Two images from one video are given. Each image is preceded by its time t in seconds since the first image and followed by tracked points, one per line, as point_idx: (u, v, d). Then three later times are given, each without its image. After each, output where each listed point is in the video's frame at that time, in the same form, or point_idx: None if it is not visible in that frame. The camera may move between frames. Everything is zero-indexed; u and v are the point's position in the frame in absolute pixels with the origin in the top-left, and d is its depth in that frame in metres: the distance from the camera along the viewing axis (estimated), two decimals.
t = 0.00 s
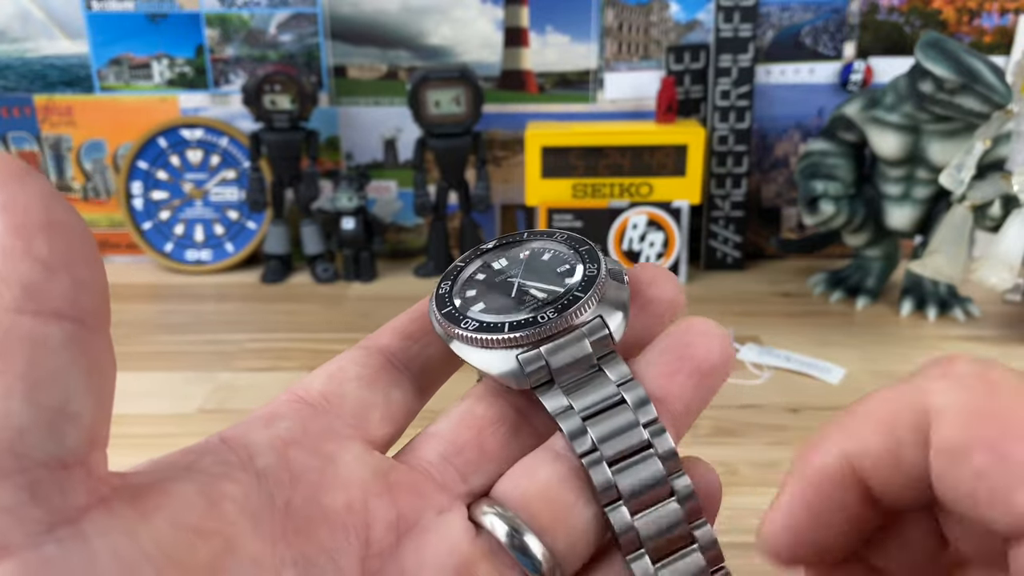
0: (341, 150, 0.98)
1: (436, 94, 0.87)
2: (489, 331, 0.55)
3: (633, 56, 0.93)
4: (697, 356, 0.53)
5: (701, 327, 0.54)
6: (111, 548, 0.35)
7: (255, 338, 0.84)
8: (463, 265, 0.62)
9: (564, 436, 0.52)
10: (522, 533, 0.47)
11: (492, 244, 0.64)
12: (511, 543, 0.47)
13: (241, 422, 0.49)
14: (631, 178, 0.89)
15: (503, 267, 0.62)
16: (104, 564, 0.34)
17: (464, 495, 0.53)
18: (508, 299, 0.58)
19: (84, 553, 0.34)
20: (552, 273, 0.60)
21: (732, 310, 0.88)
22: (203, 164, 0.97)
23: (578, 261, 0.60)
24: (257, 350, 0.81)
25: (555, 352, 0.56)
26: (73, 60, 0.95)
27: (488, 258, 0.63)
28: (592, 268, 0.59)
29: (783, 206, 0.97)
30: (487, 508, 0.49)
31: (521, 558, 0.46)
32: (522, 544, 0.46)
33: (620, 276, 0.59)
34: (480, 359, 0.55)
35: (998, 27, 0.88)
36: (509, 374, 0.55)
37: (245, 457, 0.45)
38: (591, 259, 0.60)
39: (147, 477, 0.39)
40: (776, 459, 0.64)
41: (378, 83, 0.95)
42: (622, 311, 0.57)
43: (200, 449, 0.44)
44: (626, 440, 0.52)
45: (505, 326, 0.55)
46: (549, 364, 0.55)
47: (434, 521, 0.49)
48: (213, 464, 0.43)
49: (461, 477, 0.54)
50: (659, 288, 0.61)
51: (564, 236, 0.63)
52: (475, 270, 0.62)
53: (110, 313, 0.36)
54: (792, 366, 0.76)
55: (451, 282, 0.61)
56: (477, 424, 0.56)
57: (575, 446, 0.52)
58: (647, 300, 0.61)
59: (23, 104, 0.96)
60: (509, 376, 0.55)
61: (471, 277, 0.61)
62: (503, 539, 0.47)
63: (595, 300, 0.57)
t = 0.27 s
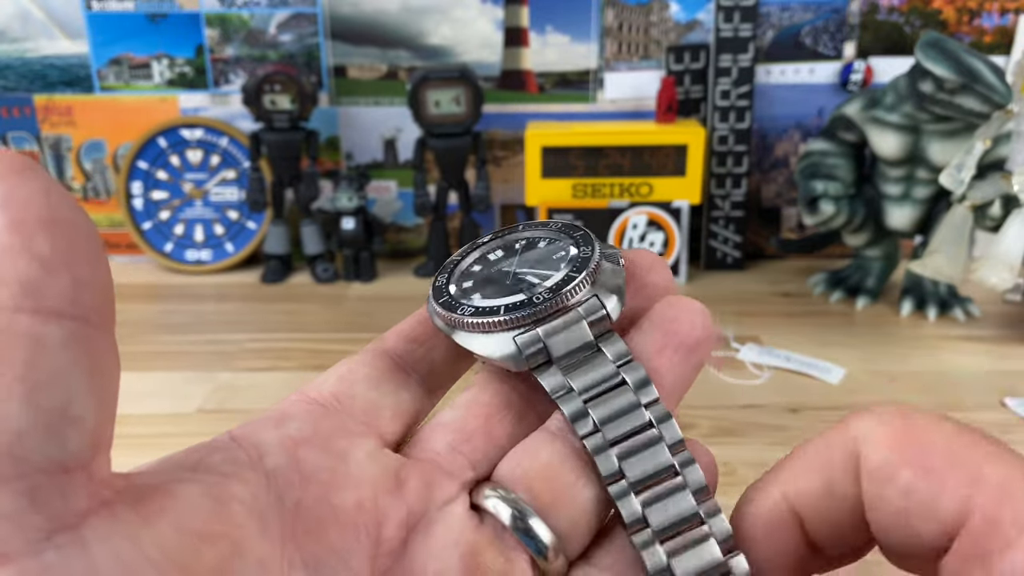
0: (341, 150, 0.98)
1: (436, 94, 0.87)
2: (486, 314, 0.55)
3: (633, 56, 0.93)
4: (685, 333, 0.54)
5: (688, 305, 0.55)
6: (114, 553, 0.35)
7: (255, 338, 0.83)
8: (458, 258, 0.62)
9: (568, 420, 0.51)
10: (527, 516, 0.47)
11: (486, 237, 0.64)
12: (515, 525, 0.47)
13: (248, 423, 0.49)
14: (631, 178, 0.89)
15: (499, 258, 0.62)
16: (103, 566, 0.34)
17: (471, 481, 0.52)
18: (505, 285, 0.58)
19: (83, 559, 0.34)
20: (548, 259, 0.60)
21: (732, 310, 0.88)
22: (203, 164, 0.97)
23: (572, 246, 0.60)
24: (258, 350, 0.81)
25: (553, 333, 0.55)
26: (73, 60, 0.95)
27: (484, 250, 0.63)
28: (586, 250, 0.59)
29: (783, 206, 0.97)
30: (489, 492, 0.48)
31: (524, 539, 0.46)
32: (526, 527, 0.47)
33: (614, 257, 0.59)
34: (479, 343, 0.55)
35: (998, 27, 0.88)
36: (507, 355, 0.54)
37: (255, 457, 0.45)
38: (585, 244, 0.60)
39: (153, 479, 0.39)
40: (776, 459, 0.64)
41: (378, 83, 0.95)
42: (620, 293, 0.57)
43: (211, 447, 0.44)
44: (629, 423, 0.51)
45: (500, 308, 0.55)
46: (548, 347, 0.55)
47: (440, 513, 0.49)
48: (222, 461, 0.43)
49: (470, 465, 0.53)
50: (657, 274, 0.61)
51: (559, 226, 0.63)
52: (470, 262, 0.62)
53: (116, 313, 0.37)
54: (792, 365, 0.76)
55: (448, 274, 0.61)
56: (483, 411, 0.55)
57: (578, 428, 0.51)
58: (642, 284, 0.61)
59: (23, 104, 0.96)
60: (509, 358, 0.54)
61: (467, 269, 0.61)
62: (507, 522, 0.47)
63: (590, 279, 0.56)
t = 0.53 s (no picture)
0: (340, 150, 0.98)
1: (436, 94, 0.87)
2: (514, 348, 0.56)
3: (633, 56, 0.93)
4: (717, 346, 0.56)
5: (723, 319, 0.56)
6: (116, 553, 0.35)
7: (255, 338, 0.83)
8: (461, 282, 0.63)
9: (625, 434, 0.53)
10: (539, 534, 0.48)
11: (483, 254, 0.64)
12: (527, 543, 0.48)
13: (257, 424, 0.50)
14: (631, 178, 0.89)
15: (502, 273, 0.62)
16: (104, 565, 0.35)
17: (484, 495, 0.53)
18: (521, 306, 0.59)
19: (85, 556, 0.34)
20: (554, 266, 0.60)
21: (732, 310, 0.88)
22: (203, 164, 0.97)
23: (576, 248, 0.60)
24: (258, 350, 0.81)
25: (587, 353, 0.56)
26: (73, 60, 0.95)
27: (484, 268, 0.63)
28: (592, 253, 0.59)
29: (783, 206, 0.97)
30: (505, 508, 0.50)
31: (536, 558, 0.47)
32: (538, 545, 0.48)
33: (623, 249, 0.60)
34: (513, 375, 0.56)
35: (998, 27, 0.88)
36: (546, 386, 0.55)
37: (259, 459, 0.46)
38: (587, 243, 0.60)
39: (157, 481, 0.40)
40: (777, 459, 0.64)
41: (378, 82, 0.95)
42: (637, 289, 0.58)
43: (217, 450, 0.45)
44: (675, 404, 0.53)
45: (527, 337, 0.56)
46: (586, 368, 0.55)
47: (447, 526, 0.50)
48: (227, 464, 0.44)
49: (482, 475, 0.54)
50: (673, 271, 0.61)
51: (553, 224, 0.63)
52: (475, 283, 0.63)
53: (121, 317, 0.37)
54: (792, 365, 0.76)
55: (456, 305, 0.62)
56: (497, 420, 0.56)
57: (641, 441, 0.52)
58: (662, 285, 0.60)
59: (22, 104, 0.96)
60: (547, 387, 0.55)
61: (473, 293, 0.62)
62: (519, 540, 0.48)
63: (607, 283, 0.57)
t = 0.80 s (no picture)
0: (340, 150, 0.98)
1: (436, 93, 0.87)
2: (500, 336, 0.55)
3: (633, 56, 0.93)
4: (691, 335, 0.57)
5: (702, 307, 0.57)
6: (84, 535, 0.35)
7: (255, 338, 0.83)
8: (448, 277, 0.63)
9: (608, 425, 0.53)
10: (519, 523, 0.48)
11: (470, 250, 0.64)
12: (507, 533, 0.48)
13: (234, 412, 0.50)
14: (631, 178, 0.89)
15: (489, 269, 0.63)
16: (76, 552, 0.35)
17: (462, 485, 0.53)
18: (508, 300, 0.59)
19: (52, 540, 0.34)
20: (544, 264, 0.61)
21: (733, 310, 0.88)
22: (202, 164, 0.97)
23: (565, 248, 0.61)
24: (258, 350, 0.81)
25: (573, 344, 0.56)
26: (72, 60, 0.94)
27: (471, 264, 0.64)
28: (580, 253, 0.60)
29: (783, 206, 0.96)
30: (487, 499, 0.50)
31: (517, 548, 0.48)
32: (518, 536, 0.48)
33: (609, 250, 0.61)
34: (499, 367, 0.56)
35: (999, 27, 0.88)
36: (530, 377, 0.55)
37: (232, 447, 0.45)
38: (578, 244, 0.61)
39: (126, 468, 0.40)
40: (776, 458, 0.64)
41: (378, 82, 0.95)
42: (621, 296, 0.58)
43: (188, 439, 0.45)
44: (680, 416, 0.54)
45: (515, 327, 0.56)
46: (574, 361, 0.56)
47: (425, 513, 0.49)
48: (199, 453, 0.43)
49: (461, 466, 0.54)
50: (659, 270, 0.62)
51: (543, 226, 0.64)
52: (461, 279, 0.63)
53: (85, 309, 0.38)
54: (792, 366, 0.76)
55: (442, 297, 0.62)
56: (475, 408, 0.56)
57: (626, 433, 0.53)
58: (648, 282, 0.62)
59: (22, 104, 0.96)
60: (533, 378, 0.55)
61: (460, 287, 0.62)
62: (499, 530, 0.48)
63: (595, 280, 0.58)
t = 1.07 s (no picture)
0: (340, 150, 0.98)
1: (436, 94, 0.87)
2: (505, 318, 0.55)
3: (633, 56, 0.93)
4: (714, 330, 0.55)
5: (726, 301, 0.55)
6: (86, 527, 0.36)
7: (256, 338, 0.83)
8: (462, 262, 0.63)
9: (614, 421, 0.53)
10: (522, 520, 0.48)
11: (485, 236, 0.64)
12: (509, 530, 0.48)
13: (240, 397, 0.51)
14: (631, 178, 0.89)
15: (503, 254, 0.62)
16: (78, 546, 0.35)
17: (467, 477, 0.53)
18: (518, 283, 0.59)
19: (55, 533, 0.35)
20: (556, 248, 0.60)
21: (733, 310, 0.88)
22: (203, 164, 0.97)
23: (579, 231, 0.60)
24: (258, 350, 0.81)
25: (581, 325, 0.55)
26: (72, 60, 0.94)
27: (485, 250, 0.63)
28: (592, 235, 0.59)
29: (783, 206, 0.97)
30: (490, 495, 0.50)
31: (520, 545, 0.48)
32: (521, 531, 0.48)
33: (626, 234, 0.60)
34: (504, 349, 0.55)
35: (998, 27, 0.88)
36: (534, 360, 0.55)
37: (235, 433, 0.46)
38: (592, 228, 0.60)
39: (128, 457, 0.41)
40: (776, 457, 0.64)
41: (378, 83, 0.95)
42: (637, 278, 0.57)
43: (191, 422, 0.46)
44: (684, 416, 0.53)
45: (520, 308, 0.55)
46: (580, 343, 0.55)
47: (430, 506, 0.50)
48: (201, 437, 0.45)
49: (465, 458, 0.54)
50: (679, 257, 0.60)
51: (560, 211, 0.63)
52: (474, 263, 0.62)
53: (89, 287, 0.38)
54: (792, 366, 0.76)
55: (453, 281, 0.62)
56: (484, 398, 0.55)
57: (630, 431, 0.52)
58: (668, 268, 0.60)
59: (23, 104, 0.96)
60: (537, 362, 0.55)
61: (472, 271, 0.62)
62: (502, 527, 0.48)
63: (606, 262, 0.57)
